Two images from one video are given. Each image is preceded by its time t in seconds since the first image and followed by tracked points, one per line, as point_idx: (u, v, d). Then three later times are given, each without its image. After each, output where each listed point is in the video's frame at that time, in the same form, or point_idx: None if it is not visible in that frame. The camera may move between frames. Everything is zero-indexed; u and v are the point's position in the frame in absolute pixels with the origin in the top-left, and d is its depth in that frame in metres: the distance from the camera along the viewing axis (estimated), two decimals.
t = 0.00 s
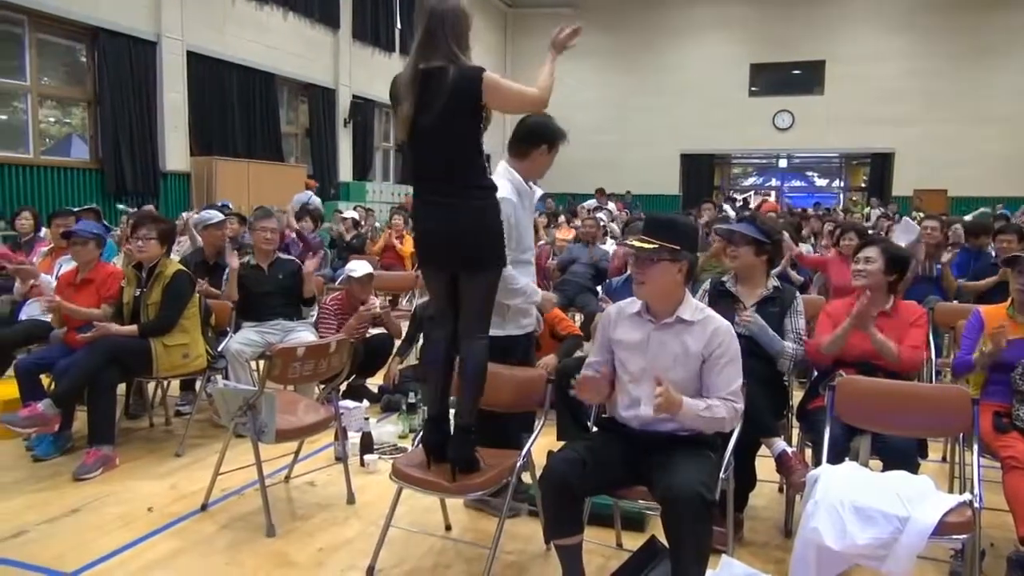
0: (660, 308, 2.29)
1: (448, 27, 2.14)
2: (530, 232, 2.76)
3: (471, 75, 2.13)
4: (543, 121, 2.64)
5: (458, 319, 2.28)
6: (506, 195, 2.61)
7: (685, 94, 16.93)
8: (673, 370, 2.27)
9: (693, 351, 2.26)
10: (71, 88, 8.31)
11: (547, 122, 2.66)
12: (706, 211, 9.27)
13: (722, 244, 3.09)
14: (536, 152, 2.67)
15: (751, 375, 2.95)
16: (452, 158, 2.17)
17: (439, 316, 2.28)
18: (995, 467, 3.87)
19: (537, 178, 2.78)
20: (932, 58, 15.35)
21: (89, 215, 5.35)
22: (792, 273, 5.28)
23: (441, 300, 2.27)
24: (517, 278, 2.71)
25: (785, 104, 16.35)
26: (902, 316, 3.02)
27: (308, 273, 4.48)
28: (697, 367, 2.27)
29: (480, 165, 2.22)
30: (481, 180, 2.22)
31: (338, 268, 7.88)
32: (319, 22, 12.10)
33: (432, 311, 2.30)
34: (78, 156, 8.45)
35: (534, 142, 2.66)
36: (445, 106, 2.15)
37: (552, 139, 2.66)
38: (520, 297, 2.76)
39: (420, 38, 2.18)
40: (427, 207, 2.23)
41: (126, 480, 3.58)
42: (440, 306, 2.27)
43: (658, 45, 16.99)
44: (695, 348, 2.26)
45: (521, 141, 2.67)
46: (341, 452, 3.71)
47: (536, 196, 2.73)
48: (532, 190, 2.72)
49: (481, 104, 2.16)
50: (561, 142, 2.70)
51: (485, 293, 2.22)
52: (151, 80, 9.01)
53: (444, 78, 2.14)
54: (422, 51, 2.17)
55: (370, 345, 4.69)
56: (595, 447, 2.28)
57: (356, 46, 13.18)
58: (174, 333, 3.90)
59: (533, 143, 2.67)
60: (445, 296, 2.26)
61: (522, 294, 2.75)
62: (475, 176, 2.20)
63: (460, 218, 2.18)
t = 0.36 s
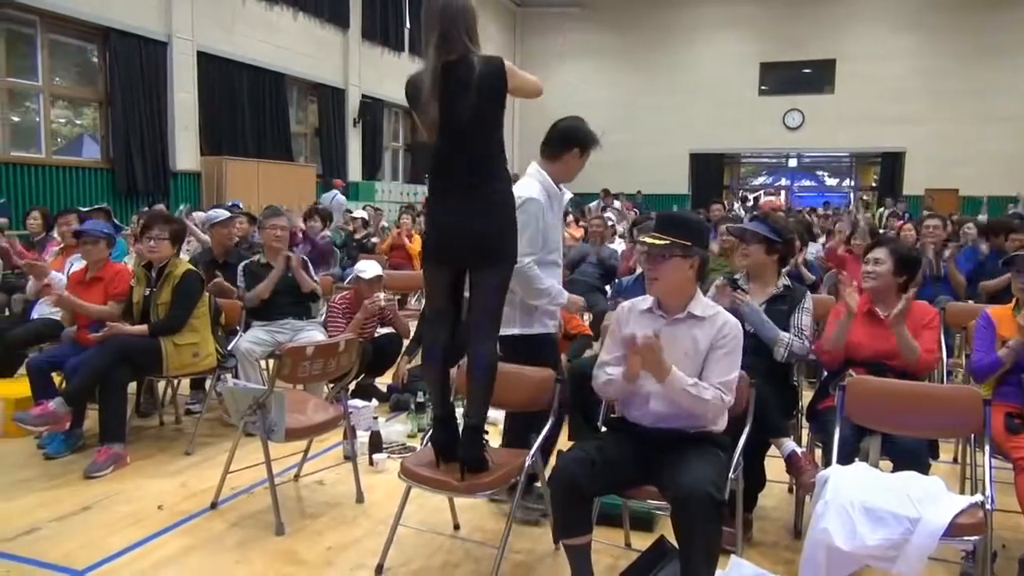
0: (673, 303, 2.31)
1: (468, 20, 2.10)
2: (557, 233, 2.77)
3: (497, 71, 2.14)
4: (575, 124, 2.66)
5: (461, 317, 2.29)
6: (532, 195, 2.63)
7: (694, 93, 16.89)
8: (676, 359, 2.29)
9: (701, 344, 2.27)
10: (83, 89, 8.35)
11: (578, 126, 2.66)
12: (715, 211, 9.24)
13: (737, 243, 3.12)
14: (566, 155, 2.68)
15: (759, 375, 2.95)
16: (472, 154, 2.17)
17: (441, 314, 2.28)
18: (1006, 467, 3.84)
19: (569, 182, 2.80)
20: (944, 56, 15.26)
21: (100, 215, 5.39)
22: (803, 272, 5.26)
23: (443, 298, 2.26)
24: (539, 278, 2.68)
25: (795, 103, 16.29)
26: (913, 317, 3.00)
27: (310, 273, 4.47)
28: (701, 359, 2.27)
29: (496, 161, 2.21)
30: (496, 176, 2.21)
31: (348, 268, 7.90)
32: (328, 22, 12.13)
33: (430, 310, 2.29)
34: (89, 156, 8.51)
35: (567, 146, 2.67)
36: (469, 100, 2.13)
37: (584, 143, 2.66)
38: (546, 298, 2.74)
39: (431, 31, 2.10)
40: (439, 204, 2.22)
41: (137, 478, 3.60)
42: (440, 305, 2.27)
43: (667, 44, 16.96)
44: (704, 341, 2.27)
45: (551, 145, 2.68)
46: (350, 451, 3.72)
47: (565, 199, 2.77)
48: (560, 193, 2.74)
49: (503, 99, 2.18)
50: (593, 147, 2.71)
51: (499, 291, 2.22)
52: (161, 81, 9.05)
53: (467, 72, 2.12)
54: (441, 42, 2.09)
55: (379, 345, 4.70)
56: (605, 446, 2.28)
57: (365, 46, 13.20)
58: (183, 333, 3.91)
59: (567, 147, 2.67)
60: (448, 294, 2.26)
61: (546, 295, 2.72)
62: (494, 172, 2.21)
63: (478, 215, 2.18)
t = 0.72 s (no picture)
0: (682, 303, 2.30)
1: (483, 18, 2.10)
2: (575, 235, 2.71)
3: (508, 70, 2.15)
4: (596, 124, 2.65)
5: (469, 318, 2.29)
6: (554, 196, 2.57)
7: (699, 93, 16.87)
8: (688, 362, 2.29)
9: (710, 342, 2.28)
10: (88, 89, 8.38)
11: (596, 126, 2.65)
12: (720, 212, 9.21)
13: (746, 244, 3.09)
14: (583, 155, 2.66)
15: (764, 374, 2.94)
16: (484, 155, 2.17)
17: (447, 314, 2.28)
18: (1012, 468, 3.83)
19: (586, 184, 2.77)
20: (949, 55, 15.21)
21: (104, 214, 5.40)
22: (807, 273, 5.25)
23: (450, 297, 2.26)
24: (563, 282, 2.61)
25: (799, 103, 16.26)
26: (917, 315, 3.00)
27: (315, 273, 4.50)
28: (711, 359, 2.28)
29: (503, 162, 2.22)
30: (504, 176, 2.22)
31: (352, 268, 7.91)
32: (333, 23, 12.15)
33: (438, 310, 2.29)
34: (95, 156, 8.53)
35: (586, 145, 2.65)
36: (483, 100, 2.14)
37: (601, 144, 2.65)
38: (565, 300, 2.62)
39: (447, 30, 2.10)
40: (446, 201, 2.22)
41: (141, 478, 3.60)
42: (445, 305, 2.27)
43: (671, 44, 16.94)
44: (713, 339, 2.27)
45: (572, 142, 2.66)
46: (353, 451, 3.72)
47: (582, 198, 2.71)
48: (579, 194, 2.69)
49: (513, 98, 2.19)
50: (611, 150, 2.71)
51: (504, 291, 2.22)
52: (166, 81, 9.08)
53: (481, 72, 2.12)
54: (457, 39, 2.10)
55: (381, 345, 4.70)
56: (610, 444, 2.27)
57: (369, 47, 13.21)
58: (188, 333, 3.93)
59: (585, 147, 2.65)
60: (455, 294, 2.26)
61: (569, 298, 2.63)
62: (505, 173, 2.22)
63: (485, 214, 2.17)
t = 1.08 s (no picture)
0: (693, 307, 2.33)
1: (490, 22, 2.14)
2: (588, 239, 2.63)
3: (508, 70, 2.14)
4: (607, 123, 2.57)
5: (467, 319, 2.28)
6: (567, 198, 2.49)
7: (699, 93, 16.87)
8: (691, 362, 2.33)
9: (715, 343, 2.32)
10: (89, 90, 8.39)
11: (608, 125, 2.58)
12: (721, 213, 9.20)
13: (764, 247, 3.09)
14: (595, 156, 2.59)
15: (765, 374, 2.94)
16: (484, 156, 2.17)
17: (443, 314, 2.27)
18: (1014, 468, 3.82)
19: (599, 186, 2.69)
20: (950, 55, 15.21)
21: (105, 214, 5.40)
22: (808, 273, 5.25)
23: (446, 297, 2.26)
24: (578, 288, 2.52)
25: (800, 103, 16.26)
26: (907, 321, 2.92)
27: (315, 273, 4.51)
28: (714, 359, 2.32)
29: (501, 163, 2.22)
30: (502, 177, 2.22)
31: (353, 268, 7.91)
32: (333, 23, 12.16)
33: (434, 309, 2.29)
34: (95, 157, 8.54)
35: (598, 145, 2.58)
36: (485, 101, 2.15)
37: (615, 144, 2.58)
38: (581, 306, 2.54)
39: (450, 31, 2.13)
40: (443, 200, 2.22)
41: (142, 478, 3.60)
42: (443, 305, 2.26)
43: (672, 45, 16.94)
44: (716, 341, 2.32)
45: (584, 141, 2.59)
46: (353, 452, 3.72)
47: (594, 199, 2.64)
48: (591, 196, 2.62)
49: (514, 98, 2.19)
50: (624, 151, 2.63)
51: (499, 291, 2.21)
52: (167, 82, 9.09)
53: (483, 71, 2.14)
54: (464, 40, 2.12)
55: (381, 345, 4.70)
56: (614, 444, 2.27)
57: (369, 47, 13.22)
58: (189, 333, 3.93)
59: (598, 147, 2.58)
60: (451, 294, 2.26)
61: (584, 304, 2.55)
62: (504, 176, 2.22)
63: (481, 213, 2.17)
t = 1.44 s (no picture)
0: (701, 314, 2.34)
1: (486, 21, 2.09)
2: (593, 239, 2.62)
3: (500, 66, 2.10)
4: (611, 121, 2.57)
5: (464, 317, 2.28)
6: (574, 200, 2.49)
7: (698, 94, 16.88)
8: (697, 366, 2.34)
9: (720, 348, 2.33)
10: (87, 91, 8.39)
11: (612, 124, 2.57)
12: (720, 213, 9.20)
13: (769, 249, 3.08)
14: (599, 156, 2.58)
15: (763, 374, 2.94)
16: (477, 157, 2.18)
17: (440, 312, 2.27)
18: (1012, 468, 3.83)
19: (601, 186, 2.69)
20: (948, 56, 15.23)
21: (104, 215, 5.41)
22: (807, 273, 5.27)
23: (442, 296, 2.26)
24: (584, 290, 2.51)
25: (798, 104, 16.27)
26: (897, 333, 2.89)
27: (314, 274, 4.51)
28: (720, 363, 2.34)
29: (495, 161, 2.21)
30: (496, 176, 2.22)
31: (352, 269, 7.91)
32: (332, 24, 12.16)
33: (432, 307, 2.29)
34: (94, 158, 8.54)
35: (602, 145, 2.57)
36: (478, 101, 2.13)
37: (618, 144, 2.58)
38: (588, 309, 2.54)
39: (443, 28, 2.09)
40: (439, 199, 2.22)
41: (141, 479, 3.61)
42: (442, 303, 2.26)
43: (671, 45, 16.95)
44: (723, 345, 2.33)
45: (588, 140, 2.58)
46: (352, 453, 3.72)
47: (600, 199, 2.64)
48: (596, 196, 2.61)
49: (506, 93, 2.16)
50: (627, 149, 2.63)
51: (495, 290, 2.21)
52: (166, 82, 9.09)
53: (476, 73, 2.11)
54: (456, 42, 2.08)
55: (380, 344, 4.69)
56: (615, 445, 2.27)
57: (368, 48, 13.21)
58: (188, 334, 3.93)
59: (601, 147, 2.58)
60: (448, 293, 2.25)
61: (590, 306, 2.54)
62: (498, 176, 2.22)
63: (476, 213, 2.17)
